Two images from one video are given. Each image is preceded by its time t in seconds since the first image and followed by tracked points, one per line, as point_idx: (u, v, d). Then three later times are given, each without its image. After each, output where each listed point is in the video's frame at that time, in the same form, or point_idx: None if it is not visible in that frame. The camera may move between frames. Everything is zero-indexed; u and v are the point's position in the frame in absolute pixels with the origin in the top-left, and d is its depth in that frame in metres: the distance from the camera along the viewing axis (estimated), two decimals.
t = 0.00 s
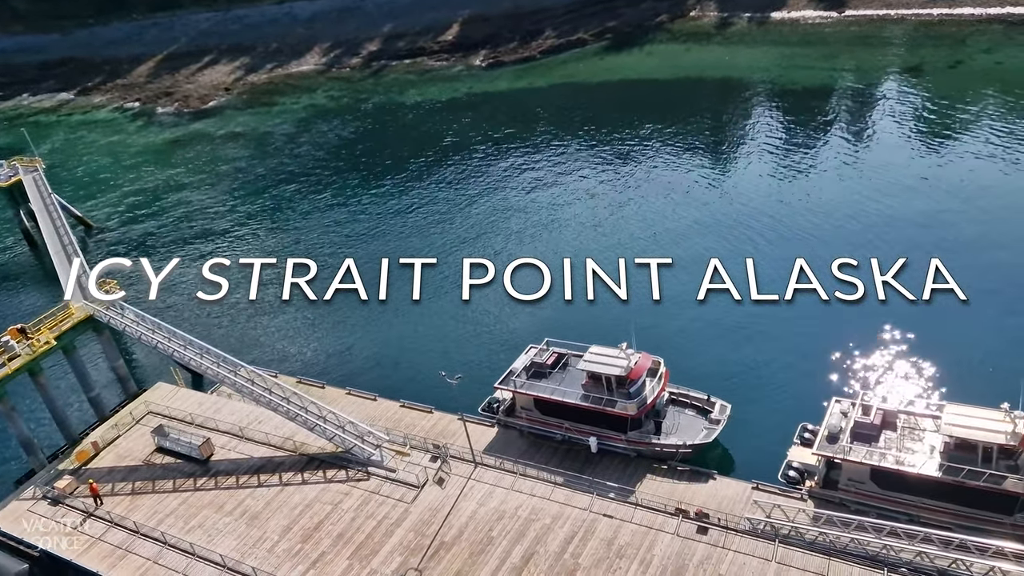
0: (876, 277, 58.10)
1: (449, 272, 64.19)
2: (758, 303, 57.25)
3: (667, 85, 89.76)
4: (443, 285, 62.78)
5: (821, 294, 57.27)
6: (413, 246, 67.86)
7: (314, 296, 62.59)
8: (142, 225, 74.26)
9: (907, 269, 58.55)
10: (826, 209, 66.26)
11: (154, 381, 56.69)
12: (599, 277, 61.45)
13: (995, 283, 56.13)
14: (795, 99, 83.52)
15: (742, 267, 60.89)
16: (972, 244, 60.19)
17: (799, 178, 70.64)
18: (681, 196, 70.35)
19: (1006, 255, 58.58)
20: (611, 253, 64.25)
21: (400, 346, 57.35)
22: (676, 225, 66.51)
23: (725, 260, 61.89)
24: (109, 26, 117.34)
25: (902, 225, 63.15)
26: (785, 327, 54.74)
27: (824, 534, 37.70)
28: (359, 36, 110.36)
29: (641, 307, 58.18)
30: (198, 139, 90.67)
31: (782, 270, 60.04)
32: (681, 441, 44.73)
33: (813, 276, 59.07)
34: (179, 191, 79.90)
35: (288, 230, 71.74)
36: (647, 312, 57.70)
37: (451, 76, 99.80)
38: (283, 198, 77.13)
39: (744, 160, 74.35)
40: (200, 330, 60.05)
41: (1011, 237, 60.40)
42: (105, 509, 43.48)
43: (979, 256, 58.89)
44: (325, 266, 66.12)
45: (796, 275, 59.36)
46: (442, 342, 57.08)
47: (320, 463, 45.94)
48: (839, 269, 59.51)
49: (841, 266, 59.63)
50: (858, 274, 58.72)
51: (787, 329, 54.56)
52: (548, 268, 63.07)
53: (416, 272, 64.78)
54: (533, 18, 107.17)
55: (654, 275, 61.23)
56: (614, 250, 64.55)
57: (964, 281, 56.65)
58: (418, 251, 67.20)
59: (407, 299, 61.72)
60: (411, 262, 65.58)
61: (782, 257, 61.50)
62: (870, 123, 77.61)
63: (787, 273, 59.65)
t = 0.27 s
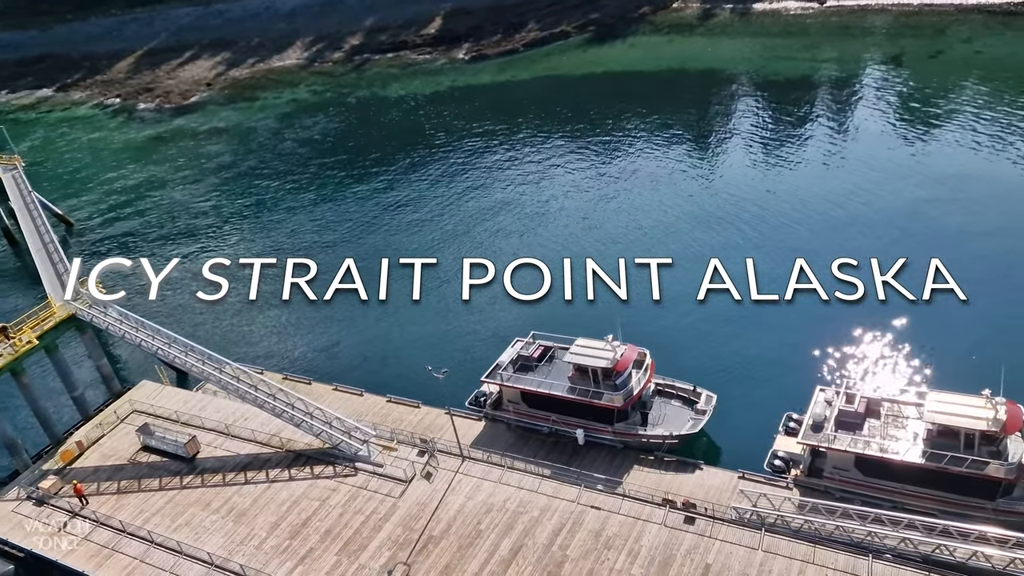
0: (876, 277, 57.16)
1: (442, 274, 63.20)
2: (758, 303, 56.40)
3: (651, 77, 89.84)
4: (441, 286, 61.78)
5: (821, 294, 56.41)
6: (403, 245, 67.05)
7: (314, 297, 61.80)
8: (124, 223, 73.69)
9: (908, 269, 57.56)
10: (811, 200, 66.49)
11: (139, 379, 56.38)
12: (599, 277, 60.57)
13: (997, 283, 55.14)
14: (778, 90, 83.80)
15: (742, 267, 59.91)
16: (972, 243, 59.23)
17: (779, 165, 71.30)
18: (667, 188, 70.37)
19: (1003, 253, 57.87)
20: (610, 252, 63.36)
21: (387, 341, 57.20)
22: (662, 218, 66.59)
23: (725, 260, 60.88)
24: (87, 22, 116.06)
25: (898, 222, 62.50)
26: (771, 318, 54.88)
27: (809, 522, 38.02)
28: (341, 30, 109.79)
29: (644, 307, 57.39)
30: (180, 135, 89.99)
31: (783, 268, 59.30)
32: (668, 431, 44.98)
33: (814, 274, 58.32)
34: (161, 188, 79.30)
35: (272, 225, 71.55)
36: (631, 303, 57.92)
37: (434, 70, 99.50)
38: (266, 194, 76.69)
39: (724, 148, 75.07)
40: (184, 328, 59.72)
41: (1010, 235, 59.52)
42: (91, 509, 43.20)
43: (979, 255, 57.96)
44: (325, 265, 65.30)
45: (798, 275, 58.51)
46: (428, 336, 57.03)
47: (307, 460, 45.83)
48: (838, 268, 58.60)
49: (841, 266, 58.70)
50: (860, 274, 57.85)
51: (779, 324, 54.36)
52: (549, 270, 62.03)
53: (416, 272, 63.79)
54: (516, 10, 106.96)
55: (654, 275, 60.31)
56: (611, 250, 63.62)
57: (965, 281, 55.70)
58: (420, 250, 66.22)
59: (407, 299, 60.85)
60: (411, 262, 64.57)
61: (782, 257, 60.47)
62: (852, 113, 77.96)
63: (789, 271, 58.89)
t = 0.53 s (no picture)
0: (876, 277, 56.55)
1: (431, 273, 62.65)
2: (758, 303, 55.78)
3: (631, 71, 89.97)
4: (435, 287, 60.99)
5: (822, 294, 55.79)
6: (390, 244, 66.46)
7: (314, 297, 61.15)
8: (102, 222, 72.96)
9: (908, 269, 56.89)
10: (792, 192, 66.85)
11: (119, 380, 55.93)
12: (593, 276, 60.13)
13: (998, 283, 54.59)
14: (758, 83, 84.19)
15: (742, 267, 59.24)
16: (971, 242, 58.66)
17: (759, 156, 71.84)
18: (650, 182, 70.56)
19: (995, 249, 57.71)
20: (608, 251, 62.66)
21: (370, 338, 57.07)
22: (645, 211, 66.80)
23: (724, 260, 60.17)
24: (62, 19, 114.58)
25: (891, 218, 62.25)
26: (757, 311, 55.12)
27: (793, 512, 38.36)
28: (320, 27, 109.16)
29: (648, 306, 56.86)
30: (159, 133, 89.17)
31: (784, 267, 58.76)
32: (651, 425, 45.18)
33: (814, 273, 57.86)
34: (139, 187, 78.56)
35: (253, 223, 71.13)
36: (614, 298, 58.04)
37: (414, 65, 99.17)
38: (247, 192, 76.18)
39: (704, 141, 75.56)
40: (164, 328, 59.29)
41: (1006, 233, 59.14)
42: (73, 512, 42.82)
43: (979, 254, 57.36)
44: (307, 263, 65.01)
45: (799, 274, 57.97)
46: (412, 333, 56.93)
47: (291, 459, 45.65)
48: (838, 268, 57.98)
49: (840, 266, 58.07)
50: (862, 273, 57.20)
51: (770, 319, 54.30)
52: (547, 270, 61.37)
53: (413, 273, 62.95)
54: (496, 5, 106.77)
55: (654, 275, 59.63)
56: (607, 250, 62.92)
57: (966, 280, 55.13)
58: (418, 250, 65.47)
59: (407, 299, 60.19)
60: (406, 262, 63.90)
61: (781, 256, 59.84)
62: (832, 105, 78.45)
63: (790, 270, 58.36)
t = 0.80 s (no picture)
0: (877, 277, 56.10)
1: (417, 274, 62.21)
2: (758, 304, 55.39)
3: (610, 68, 90.15)
4: (422, 288, 60.62)
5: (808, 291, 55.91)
6: (375, 244, 66.03)
7: (315, 296, 60.67)
8: (79, 225, 72.17)
9: (908, 269, 56.47)
10: (772, 187, 67.24)
11: (98, 384, 55.41)
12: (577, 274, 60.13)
13: (997, 282, 54.43)
14: (736, 79, 84.65)
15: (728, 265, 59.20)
16: (966, 240, 58.59)
17: (739, 152, 72.25)
18: (631, 178, 70.76)
19: (978, 244, 58.10)
20: (602, 251, 62.21)
21: (352, 338, 56.84)
22: (626, 208, 66.99)
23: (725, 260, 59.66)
24: (35, 19, 113.15)
25: (879, 215, 62.43)
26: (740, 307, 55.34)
27: (774, 505, 38.87)
28: (297, 25, 108.57)
29: (643, 307, 56.50)
30: (135, 134, 88.34)
31: (780, 267, 58.49)
32: (633, 420, 45.37)
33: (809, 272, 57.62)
34: (116, 188, 77.77)
35: (232, 224, 70.59)
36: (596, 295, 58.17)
37: (393, 63, 98.89)
38: (226, 192, 75.60)
39: (684, 137, 75.88)
40: (142, 330, 58.76)
41: (998, 230, 59.27)
42: (52, 517, 42.35)
43: (957, 248, 57.92)
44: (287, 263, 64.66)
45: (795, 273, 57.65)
46: (393, 332, 56.78)
47: (273, 460, 45.40)
48: (837, 268, 57.54)
49: (840, 266, 57.65)
50: (862, 273, 56.81)
51: (757, 316, 54.40)
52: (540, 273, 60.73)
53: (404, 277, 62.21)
54: (474, 3, 106.69)
55: (654, 275, 59.18)
56: (600, 250, 62.47)
57: (967, 280, 54.85)
58: (401, 250, 65.10)
59: (404, 300, 59.66)
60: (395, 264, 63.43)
61: (775, 256, 59.59)
62: (810, 101, 78.99)
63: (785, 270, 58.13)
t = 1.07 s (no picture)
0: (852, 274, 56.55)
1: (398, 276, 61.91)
2: (736, 302, 55.72)
3: (587, 68, 90.40)
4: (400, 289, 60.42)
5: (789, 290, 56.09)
6: (356, 246, 65.62)
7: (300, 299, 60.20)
8: (51, 228, 71.26)
9: (892, 267, 56.81)
10: (748, 185, 67.67)
11: (72, 389, 54.75)
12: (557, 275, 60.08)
13: (981, 280, 54.86)
14: (711, 78, 85.16)
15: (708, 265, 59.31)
16: (940, 237, 59.23)
17: (716, 151, 72.69)
18: (609, 178, 70.93)
19: (952, 240, 58.75)
20: (580, 251, 62.32)
21: (330, 340, 56.52)
22: (604, 207, 67.16)
23: (711, 259, 59.76)
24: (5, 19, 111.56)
25: (854, 212, 62.97)
26: (719, 305, 55.66)
27: (752, 501, 39.02)
28: (272, 25, 107.88)
29: (627, 307, 56.57)
30: (109, 135, 87.40)
31: (772, 266, 58.40)
32: (612, 418, 45.60)
33: (800, 270, 57.60)
34: (90, 191, 76.89)
35: (208, 226, 70.04)
36: (574, 294, 58.34)
37: (369, 64, 98.56)
38: (202, 194, 74.98)
39: (662, 136, 76.21)
40: (117, 333, 58.11)
41: (976, 227, 59.88)
42: (27, 524, 41.80)
43: (931, 246, 58.57)
44: (264, 265, 64.27)
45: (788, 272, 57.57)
46: (371, 333, 56.56)
47: (251, 463, 45.08)
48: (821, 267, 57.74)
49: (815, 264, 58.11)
50: (861, 273, 56.66)
51: (736, 314, 54.68)
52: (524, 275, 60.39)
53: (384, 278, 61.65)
54: (450, 3, 106.56)
55: (639, 275, 59.25)
56: (584, 250, 62.43)
57: (951, 278, 55.24)
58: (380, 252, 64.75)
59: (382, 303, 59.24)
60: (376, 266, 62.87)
61: (766, 255, 59.58)
62: (785, 99, 79.62)
63: (777, 269, 58.04)
